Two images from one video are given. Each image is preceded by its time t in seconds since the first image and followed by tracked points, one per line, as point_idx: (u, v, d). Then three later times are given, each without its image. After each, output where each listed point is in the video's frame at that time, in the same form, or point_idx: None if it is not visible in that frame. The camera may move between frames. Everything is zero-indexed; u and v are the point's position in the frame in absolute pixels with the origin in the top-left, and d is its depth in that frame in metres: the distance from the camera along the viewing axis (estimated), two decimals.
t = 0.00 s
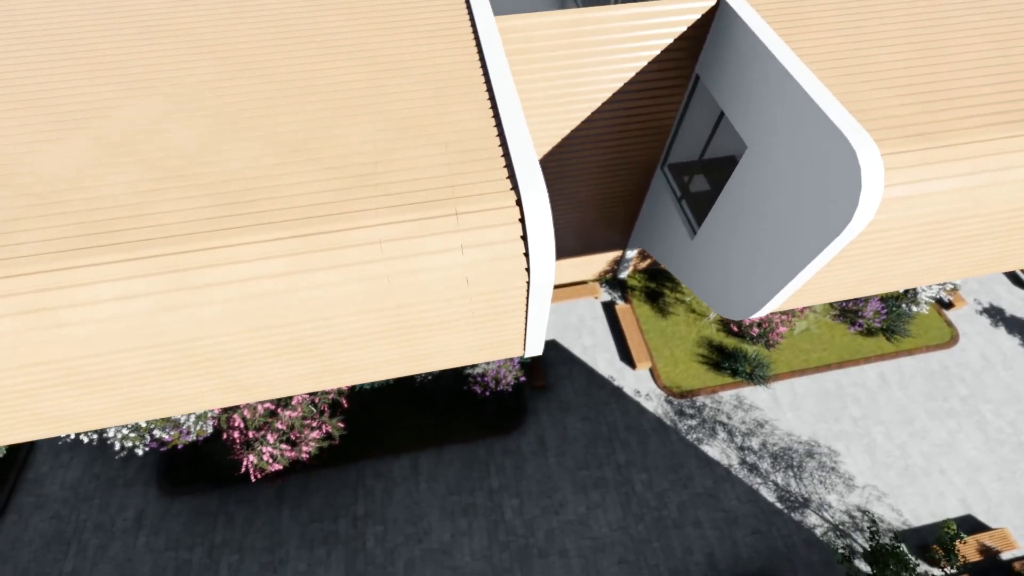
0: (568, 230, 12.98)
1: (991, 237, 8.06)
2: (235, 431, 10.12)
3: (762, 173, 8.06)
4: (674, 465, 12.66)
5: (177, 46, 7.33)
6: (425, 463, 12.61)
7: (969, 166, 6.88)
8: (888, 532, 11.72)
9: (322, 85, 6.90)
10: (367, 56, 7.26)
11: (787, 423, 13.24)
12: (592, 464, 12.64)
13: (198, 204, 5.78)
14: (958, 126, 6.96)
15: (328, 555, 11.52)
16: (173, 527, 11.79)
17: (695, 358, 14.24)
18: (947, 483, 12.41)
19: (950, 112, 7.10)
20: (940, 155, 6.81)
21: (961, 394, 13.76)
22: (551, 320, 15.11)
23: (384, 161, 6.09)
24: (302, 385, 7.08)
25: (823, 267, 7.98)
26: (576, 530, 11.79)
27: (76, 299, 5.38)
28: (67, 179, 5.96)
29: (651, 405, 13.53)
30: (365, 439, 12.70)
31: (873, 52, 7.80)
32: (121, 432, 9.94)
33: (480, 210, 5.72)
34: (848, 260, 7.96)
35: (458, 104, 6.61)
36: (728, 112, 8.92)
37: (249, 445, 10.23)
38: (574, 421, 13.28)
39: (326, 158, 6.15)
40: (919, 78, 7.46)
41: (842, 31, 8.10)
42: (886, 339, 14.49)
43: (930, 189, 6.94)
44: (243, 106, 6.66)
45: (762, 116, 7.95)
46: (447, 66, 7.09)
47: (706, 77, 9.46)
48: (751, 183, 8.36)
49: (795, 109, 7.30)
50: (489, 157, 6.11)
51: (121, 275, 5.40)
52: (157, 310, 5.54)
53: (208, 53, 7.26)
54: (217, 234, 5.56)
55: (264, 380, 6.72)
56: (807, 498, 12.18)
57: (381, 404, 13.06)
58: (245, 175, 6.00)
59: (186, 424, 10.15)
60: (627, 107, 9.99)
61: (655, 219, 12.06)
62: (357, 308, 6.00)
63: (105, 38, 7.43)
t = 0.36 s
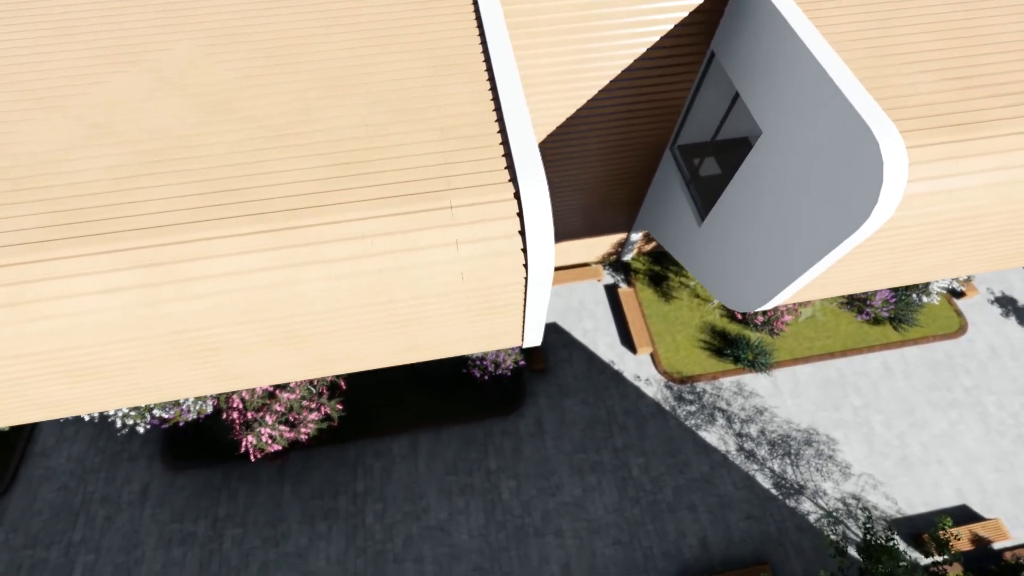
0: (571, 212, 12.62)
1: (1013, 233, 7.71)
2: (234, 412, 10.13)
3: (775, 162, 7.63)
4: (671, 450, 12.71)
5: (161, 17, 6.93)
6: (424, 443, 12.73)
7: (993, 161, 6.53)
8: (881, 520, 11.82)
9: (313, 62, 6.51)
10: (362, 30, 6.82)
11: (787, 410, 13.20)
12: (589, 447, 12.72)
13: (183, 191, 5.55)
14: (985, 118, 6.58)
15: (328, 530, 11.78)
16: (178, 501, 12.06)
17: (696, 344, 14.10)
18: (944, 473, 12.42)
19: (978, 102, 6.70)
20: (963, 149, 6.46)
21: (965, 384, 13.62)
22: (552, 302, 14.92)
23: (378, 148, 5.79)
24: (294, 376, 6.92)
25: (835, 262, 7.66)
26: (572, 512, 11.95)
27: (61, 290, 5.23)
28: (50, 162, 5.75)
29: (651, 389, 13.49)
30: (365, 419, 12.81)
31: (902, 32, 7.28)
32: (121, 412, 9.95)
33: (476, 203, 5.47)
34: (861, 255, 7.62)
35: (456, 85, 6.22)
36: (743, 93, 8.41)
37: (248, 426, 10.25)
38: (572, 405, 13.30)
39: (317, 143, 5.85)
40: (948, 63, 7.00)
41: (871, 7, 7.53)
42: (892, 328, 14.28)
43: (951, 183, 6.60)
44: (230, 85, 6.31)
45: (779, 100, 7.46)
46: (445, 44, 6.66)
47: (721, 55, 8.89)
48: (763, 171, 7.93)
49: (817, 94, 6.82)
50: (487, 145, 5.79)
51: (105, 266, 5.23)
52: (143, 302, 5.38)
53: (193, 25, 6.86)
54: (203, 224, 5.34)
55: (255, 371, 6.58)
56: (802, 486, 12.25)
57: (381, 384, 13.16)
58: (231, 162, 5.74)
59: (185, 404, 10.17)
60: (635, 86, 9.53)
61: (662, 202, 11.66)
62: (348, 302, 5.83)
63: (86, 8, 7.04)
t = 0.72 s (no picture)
0: (574, 196, 12.30)
1: None
2: (233, 395, 10.15)
3: (789, 153, 7.19)
4: (667, 436, 12.74)
5: None
6: (423, 426, 12.82)
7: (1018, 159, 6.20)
8: (874, 510, 11.91)
9: (309, 51, 6.32)
10: (359, 15, 6.56)
11: (786, 399, 13.15)
12: (586, 432, 12.78)
13: (177, 185, 5.50)
14: (1013, 112, 6.21)
15: (328, 508, 12.00)
16: (180, 477, 12.27)
17: (698, 331, 13.95)
18: (940, 464, 12.44)
19: (1006, 95, 6.32)
20: (988, 146, 6.11)
21: (968, 377, 13.47)
22: (554, 286, 14.69)
23: (374, 142, 5.67)
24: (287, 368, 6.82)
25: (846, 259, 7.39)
26: (568, 495, 12.11)
27: (58, 283, 5.26)
28: (49, 154, 5.74)
29: (650, 376, 13.45)
30: (364, 401, 12.87)
31: (929, 17, 6.86)
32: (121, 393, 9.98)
33: (473, 200, 5.38)
34: (874, 252, 7.34)
35: (456, 78, 6.05)
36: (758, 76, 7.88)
37: (247, 409, 10.29)
38: (571, 390, 13.30)
39: (312, 138, 5.74)
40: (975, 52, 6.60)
41: None
42: (899, 319, 14.03)
43: (971, 180, 6.29)
44: (226, 75, 6.19)
45: (796, 87, 6.97)
46: (445, 32, 6.41)
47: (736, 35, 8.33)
48: (775, 163, 7.51)
49: (839, 82, 6.34)
50: (486, 140, 5.65)
51: (102, 260, 5.23)
52: (136, 296, 5.35)
53: (185, 8, 6.65)
54: (197, 218, 5.30)
55: (248, 363, 6.49)
56: (797, 474, 12.32)
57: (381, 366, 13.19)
58: (226, 155, 5.66)
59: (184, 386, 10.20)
60: (643, 68, 9.11)
61: (667, 188, 11.27)
62: (342, 298, 5.72)
63: None
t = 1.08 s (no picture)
0: (576, 182, 12.04)
1: None
2: (230, 380, 10.15)
3: (803, 149, 6.83)
4: (664, 425, 12.78)
5: None
6: (421, 410, 12.88)
7: None
8: (866, 501, 12.02)
9: (301, 39, 6.09)
10: None
11: (785, 390, 13.11)
12: (583, 419, 12.82)
13: (172, 182, 5.47)
14: None
15: (327, 489, 12.20)
16: (182, 456, 12.46)
17: (699, 320, 13.80)
18: (935, 458, 12.47)
19: None
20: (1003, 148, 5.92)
21: (971, 371, 13.35)
22: (555, 272, 14.50)
23: (367, 140, 5.55)
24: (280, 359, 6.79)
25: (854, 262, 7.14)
26: (563, 480, 12.24)
27: (55, 280, 5.29)
28: (43, 147, 5.70)
29: (649, 365, 13.40)
30: (362, 384, 12.93)
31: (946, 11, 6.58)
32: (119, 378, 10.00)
33: (466, 202, 5.31)
34: (882, 254, 7.10)
35: (452, 73, 5.87)
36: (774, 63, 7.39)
37: (245, 394, 10.31)
38: (569, 377, 13.27)
39: (304, 134, 5.62)
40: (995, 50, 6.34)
41: None
42: (904, 311, 13.83)
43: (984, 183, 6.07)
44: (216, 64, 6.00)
45: (815, 77, 6.53)
46: (442, 20, 6.16)
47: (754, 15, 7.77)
48: (787, 158, 7.16)
49: (861, 74, 5.90)
50: (481, 140, 5.52)
51: (99, 258, 5.26)
52: (131, 294, 5.36)
53: None
54: (191, 217, 5.28)
55: (241, 356, 6.47)
56: (792, 465, 12.39)
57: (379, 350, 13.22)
58: (219, 152, 5.58)
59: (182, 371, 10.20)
60: (651, 51, 8.64)
61: (673, 175, 10.92)
62: (333, 297, 5.62)
63: None
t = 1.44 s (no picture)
0: (578, 168, 11.81)
1: None
2: (227, 368, 10.14)
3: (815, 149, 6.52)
4: (661, 416, 12.81)
5: None
6: (418, 396, 12.93)
7: None
8: (858, 494, 12.12)
9: (300, 44, 6.11)
10: None
11: (783, 383, 13.07)
12: (580, 409, 12.86)
13: (174, 186, 5.57)
14: None
15: (325, 472, 12.36)
16: (182, 437, 12.60)
17: (700, 311, 13.66)
18: (931, 453, 12.50)
19: None
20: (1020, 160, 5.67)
21: (972, 367, 13.24)
22: (555, 260, 14.30)
23: (365, 149, 5.57)
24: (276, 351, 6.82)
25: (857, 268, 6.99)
26: (559, 468, 12.36)
27: (61, 283, 5.42)
28: (49, 152, 5.82)
29: (648, 355, 13.34)
30: (361, 370, 13.00)
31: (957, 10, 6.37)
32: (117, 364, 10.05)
33: (461, 208, 5.33)
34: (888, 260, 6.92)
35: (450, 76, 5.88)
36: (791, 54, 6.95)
37: (242, 381, 10.32)
38: (567, 367, 13.25)
39: (302, 141, 5.65)
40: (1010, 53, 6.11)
41: None
42: (909, 305, 13.64)
43: (996, 188, 5.88)
44: (217, 71, 6.05)
45: (830, 72, 6.18)
46: (440, 25, 6.13)
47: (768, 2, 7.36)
48: (799, 156, 6.84)
49: (879, 72, 5.56)
50: (478, 147, 5.50)
51: (105, 265, 5.42)
52: (139, 298, 5.54)
53: None
54: (192, 222, 5.37)
55: (237, 348, 6.53)
56: (787, 457, 12.46)
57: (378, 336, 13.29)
58: (219, 159, 5.65)
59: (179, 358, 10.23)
60: (658, 37, 8.26)
61: (678, 166, 10.61)
62: (327, 297, 5.61)
63: None
